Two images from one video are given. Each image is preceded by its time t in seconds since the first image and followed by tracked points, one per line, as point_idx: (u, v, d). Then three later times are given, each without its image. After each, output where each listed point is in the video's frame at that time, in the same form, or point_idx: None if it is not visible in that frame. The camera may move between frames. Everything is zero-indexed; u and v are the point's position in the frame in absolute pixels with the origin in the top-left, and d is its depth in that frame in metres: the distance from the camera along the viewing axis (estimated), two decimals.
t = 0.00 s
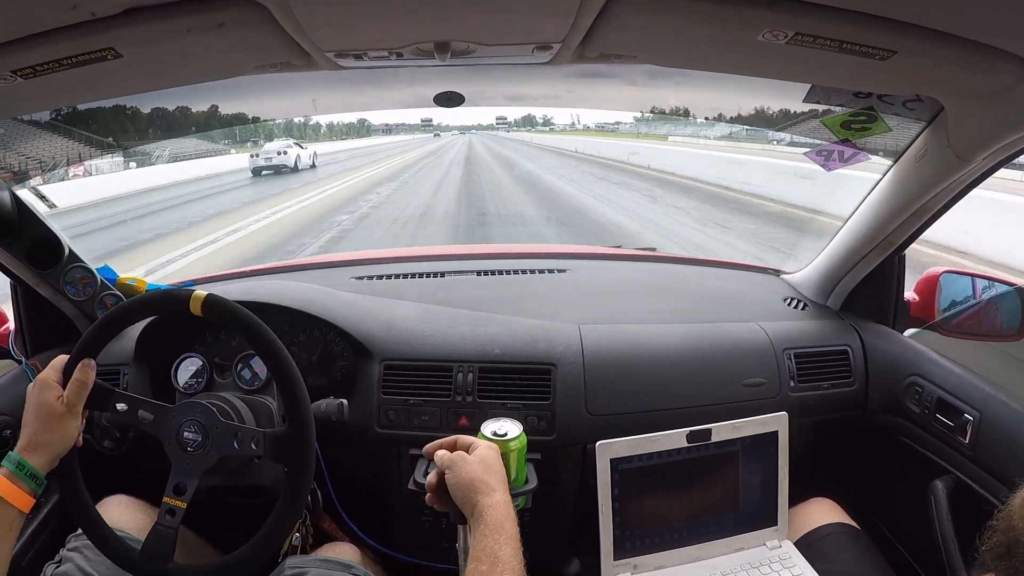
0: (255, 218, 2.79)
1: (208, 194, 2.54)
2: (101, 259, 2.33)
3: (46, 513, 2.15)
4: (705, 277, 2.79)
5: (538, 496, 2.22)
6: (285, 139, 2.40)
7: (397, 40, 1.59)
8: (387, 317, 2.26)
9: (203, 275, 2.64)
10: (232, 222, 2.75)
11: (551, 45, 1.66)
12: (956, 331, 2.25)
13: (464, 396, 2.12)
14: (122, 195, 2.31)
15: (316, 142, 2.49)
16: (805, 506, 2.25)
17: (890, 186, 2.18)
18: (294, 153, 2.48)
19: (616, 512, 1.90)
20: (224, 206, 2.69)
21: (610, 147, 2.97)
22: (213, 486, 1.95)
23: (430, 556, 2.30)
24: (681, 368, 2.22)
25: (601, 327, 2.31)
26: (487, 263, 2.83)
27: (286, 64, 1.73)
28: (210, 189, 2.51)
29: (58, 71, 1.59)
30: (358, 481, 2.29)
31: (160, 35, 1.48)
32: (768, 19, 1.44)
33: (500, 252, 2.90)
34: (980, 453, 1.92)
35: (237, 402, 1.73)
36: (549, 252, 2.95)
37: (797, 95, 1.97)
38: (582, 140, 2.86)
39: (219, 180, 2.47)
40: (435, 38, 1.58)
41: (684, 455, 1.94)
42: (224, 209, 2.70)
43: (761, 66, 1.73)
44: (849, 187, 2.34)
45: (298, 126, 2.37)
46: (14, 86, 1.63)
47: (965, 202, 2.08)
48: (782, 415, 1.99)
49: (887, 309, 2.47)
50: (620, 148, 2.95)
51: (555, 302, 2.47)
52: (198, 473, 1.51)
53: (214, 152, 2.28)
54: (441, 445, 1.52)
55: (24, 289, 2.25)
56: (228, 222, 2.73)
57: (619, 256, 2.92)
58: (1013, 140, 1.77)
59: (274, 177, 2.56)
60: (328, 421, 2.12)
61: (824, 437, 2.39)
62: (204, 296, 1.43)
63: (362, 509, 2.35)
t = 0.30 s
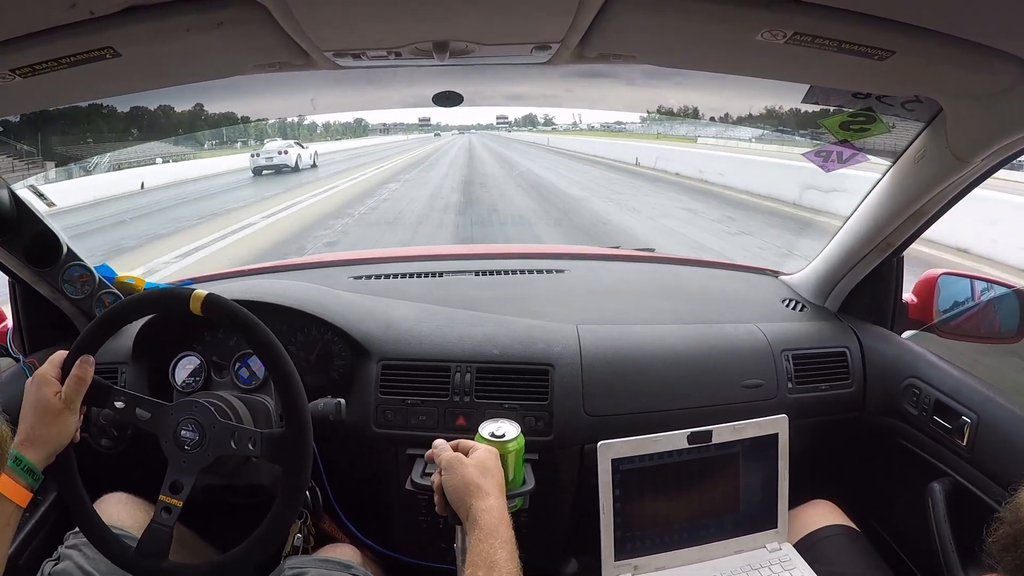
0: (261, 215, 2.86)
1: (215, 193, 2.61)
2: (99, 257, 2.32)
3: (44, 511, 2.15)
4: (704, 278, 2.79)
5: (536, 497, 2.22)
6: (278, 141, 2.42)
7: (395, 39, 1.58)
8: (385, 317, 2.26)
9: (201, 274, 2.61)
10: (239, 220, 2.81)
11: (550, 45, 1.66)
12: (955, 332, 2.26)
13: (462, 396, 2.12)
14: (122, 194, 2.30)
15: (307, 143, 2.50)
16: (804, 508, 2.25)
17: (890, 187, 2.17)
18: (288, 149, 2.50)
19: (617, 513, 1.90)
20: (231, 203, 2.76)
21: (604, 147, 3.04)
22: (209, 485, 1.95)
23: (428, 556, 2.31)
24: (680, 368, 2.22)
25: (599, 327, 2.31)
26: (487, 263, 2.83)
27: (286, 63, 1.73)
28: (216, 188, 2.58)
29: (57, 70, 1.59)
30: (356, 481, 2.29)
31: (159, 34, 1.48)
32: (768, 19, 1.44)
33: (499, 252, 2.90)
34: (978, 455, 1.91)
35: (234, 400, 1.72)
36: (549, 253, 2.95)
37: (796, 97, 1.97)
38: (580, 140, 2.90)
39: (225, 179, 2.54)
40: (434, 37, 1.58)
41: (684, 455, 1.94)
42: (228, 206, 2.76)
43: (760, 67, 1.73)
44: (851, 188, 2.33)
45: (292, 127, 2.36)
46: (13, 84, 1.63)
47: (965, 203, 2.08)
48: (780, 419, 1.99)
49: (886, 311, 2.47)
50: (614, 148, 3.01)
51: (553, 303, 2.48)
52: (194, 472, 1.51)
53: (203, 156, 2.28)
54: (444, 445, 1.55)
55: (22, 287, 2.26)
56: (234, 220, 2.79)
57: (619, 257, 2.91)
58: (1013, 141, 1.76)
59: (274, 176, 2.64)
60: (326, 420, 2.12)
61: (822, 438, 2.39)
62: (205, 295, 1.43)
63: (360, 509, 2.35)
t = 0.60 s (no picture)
0: (265, 215, 2.93)
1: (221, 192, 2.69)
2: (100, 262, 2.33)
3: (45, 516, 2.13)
4: (705, 279, 2.78)
5: (537, 499, 2.22)
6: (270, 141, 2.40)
7: (396, 42, 1.58)
8: (386, 320, 2.26)
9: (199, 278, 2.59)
10: (245, 218, 2.87)
11: (550, 48, 1.66)
12: (956, 334, 2.24)
13: (463, 399, 2.12)
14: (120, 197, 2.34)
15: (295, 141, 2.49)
16: (805, 507, 2.24)
17: (890, 188, 2.17)
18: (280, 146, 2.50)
19: (615, 513, 1.89)
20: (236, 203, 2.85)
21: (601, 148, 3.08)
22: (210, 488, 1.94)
23: (429, 559, 2.30)
24: (680, 370, 2.22)
25: (599, 330, 2.31)
26: (487, 265, 2.81)
27: (286, 66, 1.73)
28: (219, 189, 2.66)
29: (57, 73, 1.59)
30: (357, 484, 2.29)
31: (159, 37, 1.48)
32: (769, 20, 1.43)
33: (499, 254, 2.88)
34: (980, 457, 1.91)
35: (235, 404, 1.72)
36: (550, 254, 2.94)
37: (797, 98, 1.97)
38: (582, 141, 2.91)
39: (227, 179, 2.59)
40: (434, 40, 1.58)
41: (681, 456, 1.94)
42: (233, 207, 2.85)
43: (760, 68, 1.73)
44: (851, 189, 2.33)
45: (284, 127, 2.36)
46: (12, 88, 1.62)
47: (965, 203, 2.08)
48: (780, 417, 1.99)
49: (887, 312, 2.46)
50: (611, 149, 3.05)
51: (555, 305, 2.47)
52: (195, 474, 1.51)
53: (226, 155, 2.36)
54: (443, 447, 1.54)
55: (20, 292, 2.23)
56: (239, 220, 2.86)
57: (619, 258, 2.90)
58: (1014, 141, 1.76)
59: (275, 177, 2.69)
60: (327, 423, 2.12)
61: (824, 439, 2.39)
62: (204, 298, 1.42)
63: (361, 512, 2.35)
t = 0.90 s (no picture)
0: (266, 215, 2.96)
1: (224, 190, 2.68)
2: (101, 263, 2.30)
3: (47, 521, 2.14)
4: (707, 280, 2.78)
5: (542, 502, 2.22)
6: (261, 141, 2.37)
7: (398, 44, 1.58)
8: (390, 322, 2.26)
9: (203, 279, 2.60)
10: (246, 219, 2.90)
11: (552, 49, 1.65)
12: (959, 333, 2.20)
13: (467, 401, 2.12)
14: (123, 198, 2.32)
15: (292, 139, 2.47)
16: (806, 506, 2.24)
17: (893, 188, 2.17)
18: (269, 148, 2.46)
19: (612, 512, 1.89)
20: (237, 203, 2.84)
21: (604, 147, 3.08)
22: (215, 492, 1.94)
23: (433, 561, 2.30)
24: (684, 371, 2.22)
25: (602, 331, 2.31)
26: (489, 266, 2.80)
27: (287, 68, 1.72)
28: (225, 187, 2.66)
29: (58, 76, 1.59)
30: (361, 487, 2.29)
31: (161, 39, 1.47)
32: (772, 22, 1.43)
33: (501, 255, 2.88)
34: (984, 457, 1.91)
35: (238, 407, 1.71)
36: (551, 255, 2.93)
37: (800, 99, 1.96)
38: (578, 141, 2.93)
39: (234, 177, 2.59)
40: (436, 41, 1.57)
41: (678, 454, 1.94)
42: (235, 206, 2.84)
43: (762, 69, 1.72)
44: (854, 188, 2.33)
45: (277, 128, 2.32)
46: (12, 92, 1.62)
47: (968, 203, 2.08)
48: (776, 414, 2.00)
49: (890, 312, 2.46)
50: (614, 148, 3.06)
51: (557, 306, 2.47)
52: (201, 479, 1.51)
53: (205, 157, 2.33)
54: (450, 519, 1.39)
55: (24, 297, 2.24)
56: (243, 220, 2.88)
57: (621, 259, 2.90)
58: (1015, 143, 1.76)
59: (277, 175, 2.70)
60: (330, 427, 2.11)
61: (828, 439, 2.39)
62: (195, 299, 1.42)
63: (365, 515, 2.35)
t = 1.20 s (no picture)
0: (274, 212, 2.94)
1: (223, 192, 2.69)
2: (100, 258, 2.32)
3: (45, 513, 2.17)
4: (705, 278, 2.78)
5: (537, 497, 2.22)
6: (251, 141, 2.34)
7: (395, 40, 1.58)
8: (386, 318, 2.27)
9: (202, 275, 2.61)
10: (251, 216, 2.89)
11: (549, 46, 1.66)
12: (955, 331, 2.23)
13: (463, 397, 2.13)
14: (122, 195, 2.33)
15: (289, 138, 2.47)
16: (805, 506, 2.23)
17: (890, 185, 2.17)
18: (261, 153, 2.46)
19: (615, 511, 1.90)
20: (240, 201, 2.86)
21: (607, 146, 3.08)
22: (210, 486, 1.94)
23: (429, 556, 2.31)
24: (681, 368, 2.22)
25: (599, 327, 2.31)
26: (487, 262, 2.81)
27: (285, 64, 1.73)
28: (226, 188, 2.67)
29: (56, 72, 1.59)
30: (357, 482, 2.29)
31: (158, 35, 1.48)
32: (768, 18, 1.44)
33: (498, 252, 2.89)
34: (980, 455, 1.91)
35: (234, 400, 1.71)
36: (549, 252, 2.93)
37: (796, 95, 1.97)
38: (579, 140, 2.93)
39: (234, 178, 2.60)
40: (433, 37, 1.58)
41: (682, 453, 1.94)
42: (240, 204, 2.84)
43: (759, 65, 1.73)
44: (852, 187, 2.33)
45: (267, 128, 2.32)
46: (12, 87, 1.63)
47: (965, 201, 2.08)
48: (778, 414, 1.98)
49: (886, 309, 2.47)
50: (616, 147, 3.05)
51: (554, 303, 2.48)
52: (197, 473, 1.51)
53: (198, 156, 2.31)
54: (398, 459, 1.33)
55: (21, 291, 2.25)
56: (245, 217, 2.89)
57: (618, 256, 2.90)
58: (1012, 139, 1.77)
59: (280, 174, 2.70)
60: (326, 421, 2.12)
61: (825, 436, 2.39)
62: (196, 294, 1.39)
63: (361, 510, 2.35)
